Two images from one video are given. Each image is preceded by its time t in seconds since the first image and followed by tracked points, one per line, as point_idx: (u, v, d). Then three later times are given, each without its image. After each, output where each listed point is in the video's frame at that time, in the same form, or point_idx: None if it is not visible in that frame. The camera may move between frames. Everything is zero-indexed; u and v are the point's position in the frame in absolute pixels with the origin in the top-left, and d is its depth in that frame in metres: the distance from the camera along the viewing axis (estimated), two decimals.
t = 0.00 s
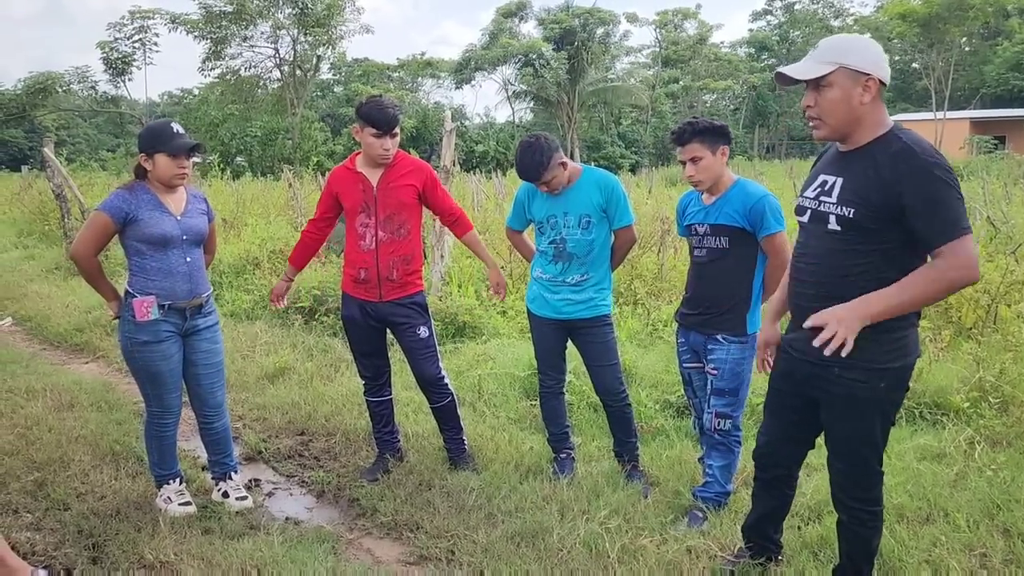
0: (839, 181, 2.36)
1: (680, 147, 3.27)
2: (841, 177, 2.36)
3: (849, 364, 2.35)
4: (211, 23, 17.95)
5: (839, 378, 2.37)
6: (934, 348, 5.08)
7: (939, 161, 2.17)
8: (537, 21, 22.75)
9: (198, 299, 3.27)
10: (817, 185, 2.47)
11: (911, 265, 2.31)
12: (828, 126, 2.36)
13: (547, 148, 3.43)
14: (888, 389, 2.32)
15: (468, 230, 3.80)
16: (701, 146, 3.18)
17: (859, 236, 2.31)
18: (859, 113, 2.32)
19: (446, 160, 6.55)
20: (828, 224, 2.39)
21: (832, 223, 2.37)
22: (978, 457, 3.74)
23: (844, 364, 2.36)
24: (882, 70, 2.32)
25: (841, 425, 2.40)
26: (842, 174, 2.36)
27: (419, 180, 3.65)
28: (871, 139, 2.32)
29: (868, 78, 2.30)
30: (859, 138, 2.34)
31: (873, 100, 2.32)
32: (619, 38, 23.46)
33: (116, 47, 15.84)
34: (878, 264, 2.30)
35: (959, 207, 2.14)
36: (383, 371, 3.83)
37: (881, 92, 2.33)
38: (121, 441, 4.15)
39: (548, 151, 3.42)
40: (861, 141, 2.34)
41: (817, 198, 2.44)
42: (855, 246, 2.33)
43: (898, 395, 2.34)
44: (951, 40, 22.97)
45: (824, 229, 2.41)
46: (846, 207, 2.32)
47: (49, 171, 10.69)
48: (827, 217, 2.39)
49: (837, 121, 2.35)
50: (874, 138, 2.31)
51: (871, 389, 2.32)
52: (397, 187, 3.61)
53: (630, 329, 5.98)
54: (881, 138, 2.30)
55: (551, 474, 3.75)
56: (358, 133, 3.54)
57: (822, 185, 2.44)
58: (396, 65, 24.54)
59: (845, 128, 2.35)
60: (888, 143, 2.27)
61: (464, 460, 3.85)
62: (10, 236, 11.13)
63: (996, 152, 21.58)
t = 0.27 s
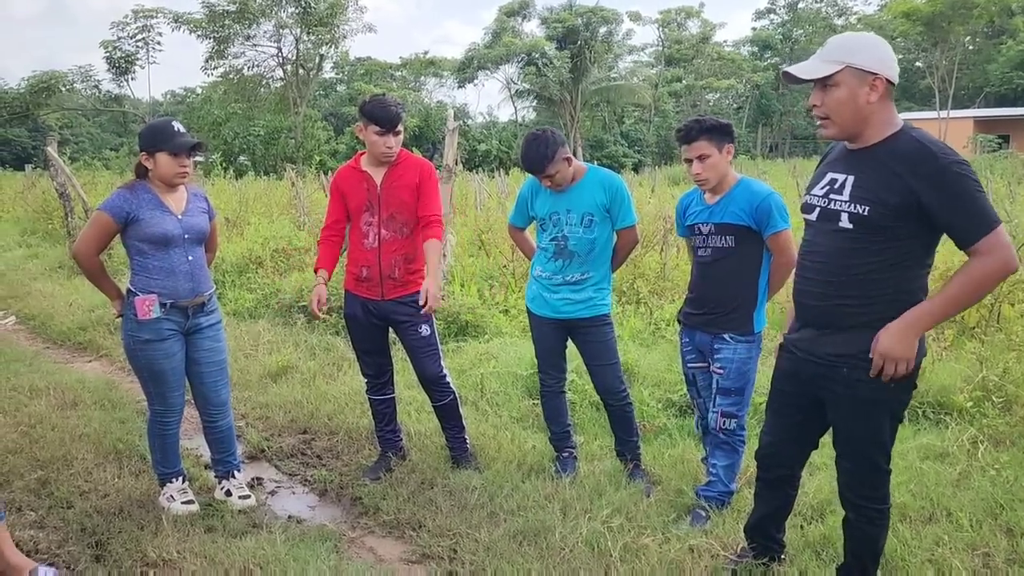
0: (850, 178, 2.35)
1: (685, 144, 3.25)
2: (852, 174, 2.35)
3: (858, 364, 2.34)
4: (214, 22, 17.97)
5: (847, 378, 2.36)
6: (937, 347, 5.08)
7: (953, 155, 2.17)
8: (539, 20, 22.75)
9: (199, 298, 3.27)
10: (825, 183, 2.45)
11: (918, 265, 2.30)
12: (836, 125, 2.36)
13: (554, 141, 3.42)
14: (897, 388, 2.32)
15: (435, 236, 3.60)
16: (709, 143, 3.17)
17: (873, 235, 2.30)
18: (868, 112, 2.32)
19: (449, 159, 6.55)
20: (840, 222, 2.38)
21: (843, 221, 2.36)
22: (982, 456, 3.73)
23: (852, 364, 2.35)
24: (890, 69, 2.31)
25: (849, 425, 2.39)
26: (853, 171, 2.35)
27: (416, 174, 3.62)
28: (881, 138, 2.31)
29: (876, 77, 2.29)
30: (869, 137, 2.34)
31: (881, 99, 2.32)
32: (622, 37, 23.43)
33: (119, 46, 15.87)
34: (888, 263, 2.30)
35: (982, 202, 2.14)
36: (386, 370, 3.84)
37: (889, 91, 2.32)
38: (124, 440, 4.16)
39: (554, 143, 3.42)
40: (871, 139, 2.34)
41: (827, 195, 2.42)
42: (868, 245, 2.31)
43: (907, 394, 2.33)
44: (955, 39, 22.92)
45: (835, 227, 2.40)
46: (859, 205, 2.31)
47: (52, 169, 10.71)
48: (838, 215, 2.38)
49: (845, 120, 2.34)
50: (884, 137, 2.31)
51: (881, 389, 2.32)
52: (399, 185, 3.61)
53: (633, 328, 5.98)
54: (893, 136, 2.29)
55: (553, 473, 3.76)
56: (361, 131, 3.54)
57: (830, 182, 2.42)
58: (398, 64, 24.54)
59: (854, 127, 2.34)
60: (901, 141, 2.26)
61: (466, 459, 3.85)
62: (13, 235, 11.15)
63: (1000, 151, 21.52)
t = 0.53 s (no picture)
0: (863, 175, 2.33)
1: (689, 141, 3.22)
2: (863, 172, 2.33)
3: (866, 363, 2.32)
4: (216, 20, 17.98)
5: (854, 377, 2.35)
6: (939, 345, 5.06)
7: (959, 154, 2.16)
8: (541, 18, 22.75)
9: (199, 296, 3.27)
10: (834, 179, 2.42)
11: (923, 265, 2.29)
12: (857, 123, 2.30)
13: (558, 131, 3.42)
14: (905, 387, 2.31)
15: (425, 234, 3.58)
16: (716, 140, 3.15)
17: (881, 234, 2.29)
18: (889, 110, 2.27)
19: (450, 157, 6.54)
20: (849, 220, 2.34)
21: (855, 219, 2.32)
22: (983, 455, 3.72)
23: (860, 363, 2.33)
24: (912, 65, 2.26)
25: (857, 424, 2.38)
26: (865, 169, 2.32)
27: (416, 172, 3.61)
28: (897, 136, 2.29)
29: (898, 75, 2.23)
30: (884, 134, 2.31)
31: (902, 97, 2.27)
32: (624, 35, 23.39)
33: (121, 44, 15.89)
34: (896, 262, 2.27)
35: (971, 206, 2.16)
36: (386, 368, 3.83)
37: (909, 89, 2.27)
38: (125, 438, 4.17)
39: (561, 131, 3.42)
40: (886, 137, 2.31)
41: (837, 191, 2.39)
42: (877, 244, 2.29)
43: (915, 391, 2.33)
44: (957, 37, 22.88)
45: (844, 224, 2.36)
46: (871, 203, 2.29)
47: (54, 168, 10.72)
48: (849, 212, 2.34)
49: (866, 118, 2.28)
50: (899, 135, 2.29)
51: (889, 388, 2.31)
52: (400, 183, 3.61)
53: (634, 327, 5.98)
54: (907, 134, 2.27)
55: (554, 471, 3.75)
56: (362, 129, 3.54)
57: (840, 178, 2.39)
58: (400, 62, 24.54)
59: (874, 126, 2.29)
60: (916, 139, 2.25)
61: (467, 458, 3.85)
62: (15, 233, 11.18)
63: (1001, 149, 21.49)
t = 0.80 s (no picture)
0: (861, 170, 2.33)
1: (689, 139, 3.22)
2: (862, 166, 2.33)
3: (866, 361, 2.32)
4: (216, 17, 17.98)
5: (855, 375, 2.34)
6: (938, 342, 5.06)
7: (956, 146, 2.17)
8: (541, 16, 22.74)
9: (197, 293, 3.27)
10: (834, 175, 2.41)
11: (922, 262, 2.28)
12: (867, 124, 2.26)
13: (559, 124, 3.40)
14: (904, 383, 2.31)
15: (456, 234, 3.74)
16: (716, 137, 3.15)
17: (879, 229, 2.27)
18: (897, 108, 2.24)
19: (450, 154, 6.54)
20: (847, 216, 2.32)
21: (853, 214, 2.29)
22: (982, 452, 3.72)
23: (860, 361, 2.33)
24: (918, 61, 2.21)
25: (857, 421, 2.38)
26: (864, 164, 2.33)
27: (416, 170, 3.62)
28: (899, 131, 2.28)
29: (907, 73, 2.19)
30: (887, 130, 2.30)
31: (909, 93, 2.23)
32: (624, 32, 23.36)
33: (122, 42, 15.88)
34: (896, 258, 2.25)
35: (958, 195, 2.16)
36: (385, 366, 3.84)
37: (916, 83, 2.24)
38: (125, 435, 4.17)
39: (560, 125, 3.39)
40: (888, 133, 2.31)
41: (836, 187, 2.38)
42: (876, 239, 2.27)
43: (915, 387, 2.33)
44: (958, 34, 22.85)
45: (843, 221, 2.33)
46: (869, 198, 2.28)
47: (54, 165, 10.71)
48: (847, 208, 2.33)
49: (876, 118, 2.25)
50: (901, 130, 2.28)
51: (890, 385, 2.31)
52: (399, 181, 3.61)
53: (634, 324, 5.98)
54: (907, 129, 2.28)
55: (553, 468, 3.76)
56: (362, 126, 3.54)
57: (840, 174, 2.38)
58: (400, 60, 24.53)
59: (882, 124, 2.27)
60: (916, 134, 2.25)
61: (466, 455, 3.86)
62: (15, 230, 11.18)
63: (1002, 147, 21.47)
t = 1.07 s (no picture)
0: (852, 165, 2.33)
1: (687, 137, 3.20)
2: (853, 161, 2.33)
3: (857, 358, 2.32)
4: (214, 14, 17.94)
5: (847, 371, 2.34)
6: (935, 339, 5.07)
7: (944, 140, 2.17)
8: (540, 13, 22.72)
9: (193, 291, 3.27)
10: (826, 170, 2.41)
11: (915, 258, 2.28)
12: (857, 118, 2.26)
13: (557, 118, 3.41)
14: (895, 380, 2.31)
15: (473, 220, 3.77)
16: (713, 135, 3.14)
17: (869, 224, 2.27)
18: (888, 103, 2.24)
19: (448, 151, 6.53)
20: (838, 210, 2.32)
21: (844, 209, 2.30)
22: (979, 449, 3.73)
23: (851, 358, 2.33)
24: (910, 56, 2.20)
25: (850, 417, 2.38)
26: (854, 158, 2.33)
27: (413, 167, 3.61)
28: (891, 126, 2.28)
29: (899, 69, 2.18)
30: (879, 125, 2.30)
31: (901, 88, 2.23)
32: (623, 29, 23.34)
33: (120, 39, 15.85)
34: (887, 254, 2.25)
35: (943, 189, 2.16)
36: (382, 363, 3.84)
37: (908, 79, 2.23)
38: (122, 432, 4.17)
39: (560, 119, 3.40)
40: (879, 127, 2.30)
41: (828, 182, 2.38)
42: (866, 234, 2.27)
43: (907, 384, 2.34)
44: (957, 31, 22.84)
45: (834, 216, 2.34)
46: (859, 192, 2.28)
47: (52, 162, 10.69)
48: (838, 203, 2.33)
49: (867, 112, 2.25)
50: (893, 125, 2.27)
51: (880, 381, 2.31)
52: (397, 177, 3.61)
53: (631, 322, 5.98)
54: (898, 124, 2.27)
55: (550, 465, 3.76)
56: (359, 123, 3.53)
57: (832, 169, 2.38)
58: (399, 57, 24.51)
59: (874, 119, 2.27)
60: (906, 129, 2.24)
61: (463, 452, 3.86)
62: (13, 228, 11.16)
63: (1001, 144, 21.47)
